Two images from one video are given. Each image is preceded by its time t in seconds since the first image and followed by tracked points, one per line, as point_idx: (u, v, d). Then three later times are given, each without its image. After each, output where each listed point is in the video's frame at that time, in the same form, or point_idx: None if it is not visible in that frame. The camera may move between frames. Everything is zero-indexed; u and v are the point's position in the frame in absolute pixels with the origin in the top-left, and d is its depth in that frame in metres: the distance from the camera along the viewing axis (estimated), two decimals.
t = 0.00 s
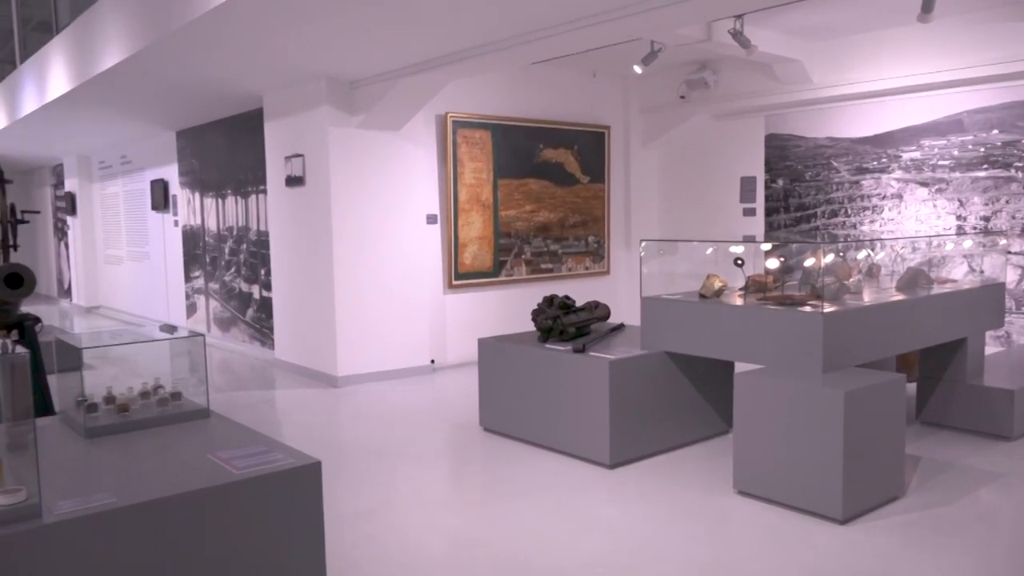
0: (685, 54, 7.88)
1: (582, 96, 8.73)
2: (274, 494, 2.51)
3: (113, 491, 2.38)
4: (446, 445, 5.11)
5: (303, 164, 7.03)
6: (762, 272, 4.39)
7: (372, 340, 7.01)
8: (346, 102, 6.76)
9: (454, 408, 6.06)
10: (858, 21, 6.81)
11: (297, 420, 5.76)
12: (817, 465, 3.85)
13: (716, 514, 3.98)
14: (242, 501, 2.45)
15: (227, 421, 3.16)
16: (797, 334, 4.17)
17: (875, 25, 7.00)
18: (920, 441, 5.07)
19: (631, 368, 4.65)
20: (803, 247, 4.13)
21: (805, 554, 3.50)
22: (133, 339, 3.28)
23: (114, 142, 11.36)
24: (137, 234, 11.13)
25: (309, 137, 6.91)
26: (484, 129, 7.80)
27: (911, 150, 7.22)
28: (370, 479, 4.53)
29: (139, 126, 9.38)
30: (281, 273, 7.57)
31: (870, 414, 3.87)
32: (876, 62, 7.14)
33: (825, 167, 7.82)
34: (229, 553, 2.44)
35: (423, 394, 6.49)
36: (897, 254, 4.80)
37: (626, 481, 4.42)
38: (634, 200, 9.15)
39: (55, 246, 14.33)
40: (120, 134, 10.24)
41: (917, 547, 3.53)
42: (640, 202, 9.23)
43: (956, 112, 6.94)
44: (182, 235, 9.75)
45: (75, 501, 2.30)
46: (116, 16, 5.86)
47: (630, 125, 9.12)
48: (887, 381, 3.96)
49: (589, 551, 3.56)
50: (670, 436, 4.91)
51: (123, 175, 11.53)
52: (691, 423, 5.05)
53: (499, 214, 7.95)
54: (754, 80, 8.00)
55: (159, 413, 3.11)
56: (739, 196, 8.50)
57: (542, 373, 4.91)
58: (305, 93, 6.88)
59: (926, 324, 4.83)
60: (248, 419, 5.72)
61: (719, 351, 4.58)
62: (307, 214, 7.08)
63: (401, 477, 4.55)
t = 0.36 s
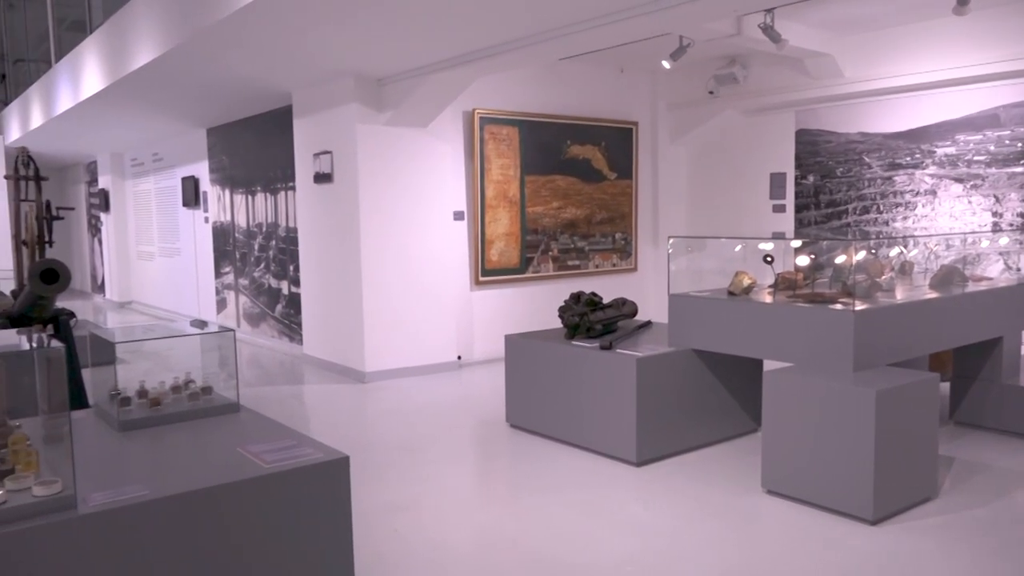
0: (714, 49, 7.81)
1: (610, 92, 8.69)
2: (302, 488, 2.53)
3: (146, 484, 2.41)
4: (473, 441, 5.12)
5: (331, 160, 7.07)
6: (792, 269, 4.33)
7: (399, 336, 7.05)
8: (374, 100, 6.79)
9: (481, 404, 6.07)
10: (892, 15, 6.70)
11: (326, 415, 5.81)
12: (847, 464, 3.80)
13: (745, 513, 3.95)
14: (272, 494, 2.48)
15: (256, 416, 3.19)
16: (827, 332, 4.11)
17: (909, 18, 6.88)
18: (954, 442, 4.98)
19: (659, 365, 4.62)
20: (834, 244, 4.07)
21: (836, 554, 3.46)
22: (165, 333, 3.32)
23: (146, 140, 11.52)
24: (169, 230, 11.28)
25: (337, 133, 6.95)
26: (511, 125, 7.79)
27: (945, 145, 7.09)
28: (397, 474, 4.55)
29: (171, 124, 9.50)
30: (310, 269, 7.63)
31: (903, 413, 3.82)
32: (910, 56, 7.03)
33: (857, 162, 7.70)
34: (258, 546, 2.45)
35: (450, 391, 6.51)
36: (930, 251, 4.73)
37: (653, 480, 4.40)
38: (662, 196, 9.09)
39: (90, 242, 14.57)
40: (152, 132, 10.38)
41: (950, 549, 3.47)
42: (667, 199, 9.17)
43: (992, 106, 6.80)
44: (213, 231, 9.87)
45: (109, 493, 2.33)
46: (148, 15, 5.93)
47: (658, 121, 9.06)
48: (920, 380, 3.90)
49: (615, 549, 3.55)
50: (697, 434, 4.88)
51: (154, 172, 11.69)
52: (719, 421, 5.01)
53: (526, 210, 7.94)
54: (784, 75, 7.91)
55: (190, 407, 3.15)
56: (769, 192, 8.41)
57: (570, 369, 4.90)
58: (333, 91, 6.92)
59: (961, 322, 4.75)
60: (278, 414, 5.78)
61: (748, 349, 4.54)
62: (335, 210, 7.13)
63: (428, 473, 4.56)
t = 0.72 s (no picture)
0: (745, 43, 7.74)
1: (639, 87, 8.64)
2: (330, 481, 2.56)
3: (179, 475, 2.45)
4: (501, 437, 5.13)
5: (361, 157, 7.11)
6: (824, 266, 4.28)
7: (428, 331, 7.08)
8: (403, 96, 6.81)
9: (509, 399, 6.08)
10: (927, 7, 6.59)
11: (355, 409, 5.85)
12: (879, 463, 3.75)
13: (775, 512, 3.91)
14: (302, 487, 2.50)
15: (287, 409, 3.22)
16: (860, 329, 4.06)
17: (945, 11, 6.75)
18: (990, 442, 4.89)
19: (688, 362, 4.59)
20: (867, 240, 4.03)
21: (868, 554, 3.41)
22: (198, 328, 3.38)
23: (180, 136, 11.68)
24: (202, 226, 11.43)
25: (367, 130, 6.99)
26: (540, 121, 7.78)
27: (983, 140, 6.95)
28: (426, 468, 4.58)
29: (204, 121, 9.62)
30: (340, 264, 7.69)
31: (937, 412, 3.76)
32: (947, 49, 6.90)
33: (891, 158, 7.59)
34: (288, 538, 2.48)
35: (479, 386, 6.52)
36: (966, 247, 4.64)
37: (681, 477, 4.38)
38: (691, 192, 9.03)
39: (125, 237, 14.80)
40: (186, 129, 10.53)
41: (986, 551, 3.41)
42: (697, 194, 9.10)
43: None
44: (244, 226, 9.98)
45: (143, 484, 2.37)
46: (182, 13, 6.01)
47: (688, 116, 9.00)
48: (955, 378, 3.83)
49: (643, 547, 3.54)
50: (726, 431, 4.84)
51: (187, 168, 11.85)
52: (749, 418, 4.97)
53: (554, 206, 7.93)
54: (816, 70, 7.81)
55: (222, 400, 3.19)
56: (800, 188, 8.31)
57: (598, 365, 4.89)
58: (363, 87, 6.96)
59: (998, 320, 4.66)
60: (308, 408, 5.84)
61: (779, 346, 4.49)
62: (365, 206, 7.17)
63: (457, 468, 4.58)
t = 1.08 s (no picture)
0: (782, 36, 7.64)
1: (673, 81, 8.58)
2: (365, 473, 2.59)
3: (216, 465, 2.49)
4: (533, 431, 5.15)
5: (395, 152, 7.16)
6: (861, 261, 4.24)
7: (461, 325, 7.11)
8: (437, 91, 6.84)
9: (542, 394, 6.08)
10: None
11: (390, 402, 5.91)
12: (917, 462, 3.69)
13: (810, 509, 3.87)
14: (337, 478, 2.54)
15: (323, 401, 3.27)
16: (899, 325, 4.00)
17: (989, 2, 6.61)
18: None
19: (722, 358, 4.56)
20: (906, 235, 3.98)
21: (905, 554, 3.37)
22: (235, 320, 3.42)
23: (218, 132, 11.85)
24: (239, 220, 11.59)
25: (401, 125, 7.03)
26: (573, 116, 7.76)
27: None
28: (458, 462, 4.61)
29: (242, 117, 9.75)
30: (374, 258, 7.75)
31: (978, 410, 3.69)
32: (990, 40, 6.75)
33: (931, 152, 7.45)
34: (323, 528, 2.52)
35: (511, 380, 6.54)
36: (1009, 243, 4.52)
37: (714, 473, 4.35)
38: (726, 187, 8.94)
39: (164, 232, 15.07)
40: (224, 125, 10.67)
41: None
42: (732, 189, 9.00)
43: None
44: (280, 221, 10.10)
45: (182, 473, 2.42)
46: (220, 11, 6.10)
47: (722, 110, 8.91)
48: (997, 377, 3.76)
49: (675, 543, 3.52)
50: (760, 429, 4.80)
51: (225, 164, 12.01)
52: (783, 415, 4.93)
53: (587, 201, 7.91)
54: (855, 62, 7.69)
55: (259, 392, 3.25)
56: (837, 183, 8.19)
57: (631, 361, 4.87)
58: (397, 83, 7.01)
59: None
60: (342, 400, 5.90)
61: (815, 343, 4.44)
62: (399, 201, 7.22)
63: (489, 461, 4.61)
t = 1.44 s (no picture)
0: (825, 27, 7.50)
1: (714, 74, 8.47)
2: (401, 465, 2.61)
3: (258, 455, 2.54)
4: (570, 425, 5.14)
5: (433, 146, 7.19)
6: (907, 256, 4.18)
7: (498, 319, 7.13)
8: (475, 84, 6.86)
9: (579, 388, 6.07)
10: None
11: (427, 395, 5.95)
12: (963, 462, 3.61)
13: (851, 509, 3.81)
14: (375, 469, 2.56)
15: (361, 393, 3.32)
16: (946, 323, 3.91)
17: None
18: None
19: (762, 354, 4.51)
20: (955, 230, 3.94)
21: (950, 555, 3.30)
22: (276, 313, 3.45)
23: (259, 127, 12.00)
24: (279, 214, 11.74)
25: (439, 120, 7.06)
26: (612, 109, 7.71)
27: None
28: (495, 455, 4.63)
29: (283, 112, 9.86)
30: (411, 252, 7.80)
31: None
32: None
33: (980, 145, 7.27)
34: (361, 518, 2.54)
35: (549, 374, 6.54)
36: None
37: (754, 470, 4.31)
38: (766, 181, 8.82)
39: (207, 226, 15.33)
40: (265, 120, 10.81)
41: None
42: (772, 183, 8.88)
43: None
44: (320, 215, 10.21)
45: (225, 463, 2.47)
46: (262, 8, 6.18)
47: (764, 103, 8.78)
48: None
49: (714, 540, 3.49)
50: (800, 426, 4.74)
51: (266, 159, 12.16)
52: (825, 412, 4.85)
53: (625, 195, 7.87)
54: (901, 53, 7.52)
55: (300, 384, 3.31)
56: (882, 177, 8.02)
57: (669, 356, 4.84)
58: (435, 78, 7.03)
59: None
60: (380, 392, 5.96)
61: (858, 340, 4.37)
62: (436, 195, 7.25)
63: (525, 455, 4.62)
